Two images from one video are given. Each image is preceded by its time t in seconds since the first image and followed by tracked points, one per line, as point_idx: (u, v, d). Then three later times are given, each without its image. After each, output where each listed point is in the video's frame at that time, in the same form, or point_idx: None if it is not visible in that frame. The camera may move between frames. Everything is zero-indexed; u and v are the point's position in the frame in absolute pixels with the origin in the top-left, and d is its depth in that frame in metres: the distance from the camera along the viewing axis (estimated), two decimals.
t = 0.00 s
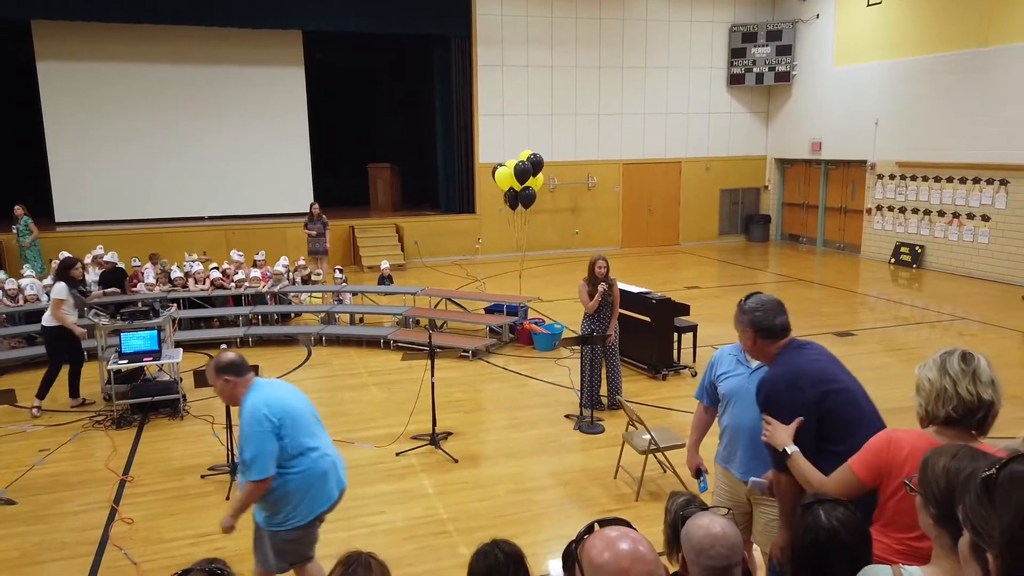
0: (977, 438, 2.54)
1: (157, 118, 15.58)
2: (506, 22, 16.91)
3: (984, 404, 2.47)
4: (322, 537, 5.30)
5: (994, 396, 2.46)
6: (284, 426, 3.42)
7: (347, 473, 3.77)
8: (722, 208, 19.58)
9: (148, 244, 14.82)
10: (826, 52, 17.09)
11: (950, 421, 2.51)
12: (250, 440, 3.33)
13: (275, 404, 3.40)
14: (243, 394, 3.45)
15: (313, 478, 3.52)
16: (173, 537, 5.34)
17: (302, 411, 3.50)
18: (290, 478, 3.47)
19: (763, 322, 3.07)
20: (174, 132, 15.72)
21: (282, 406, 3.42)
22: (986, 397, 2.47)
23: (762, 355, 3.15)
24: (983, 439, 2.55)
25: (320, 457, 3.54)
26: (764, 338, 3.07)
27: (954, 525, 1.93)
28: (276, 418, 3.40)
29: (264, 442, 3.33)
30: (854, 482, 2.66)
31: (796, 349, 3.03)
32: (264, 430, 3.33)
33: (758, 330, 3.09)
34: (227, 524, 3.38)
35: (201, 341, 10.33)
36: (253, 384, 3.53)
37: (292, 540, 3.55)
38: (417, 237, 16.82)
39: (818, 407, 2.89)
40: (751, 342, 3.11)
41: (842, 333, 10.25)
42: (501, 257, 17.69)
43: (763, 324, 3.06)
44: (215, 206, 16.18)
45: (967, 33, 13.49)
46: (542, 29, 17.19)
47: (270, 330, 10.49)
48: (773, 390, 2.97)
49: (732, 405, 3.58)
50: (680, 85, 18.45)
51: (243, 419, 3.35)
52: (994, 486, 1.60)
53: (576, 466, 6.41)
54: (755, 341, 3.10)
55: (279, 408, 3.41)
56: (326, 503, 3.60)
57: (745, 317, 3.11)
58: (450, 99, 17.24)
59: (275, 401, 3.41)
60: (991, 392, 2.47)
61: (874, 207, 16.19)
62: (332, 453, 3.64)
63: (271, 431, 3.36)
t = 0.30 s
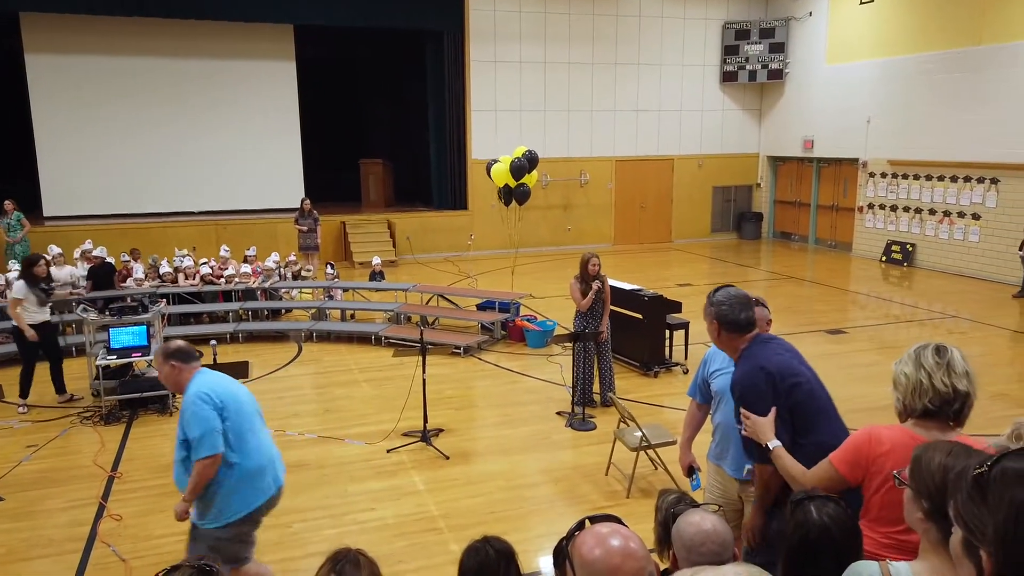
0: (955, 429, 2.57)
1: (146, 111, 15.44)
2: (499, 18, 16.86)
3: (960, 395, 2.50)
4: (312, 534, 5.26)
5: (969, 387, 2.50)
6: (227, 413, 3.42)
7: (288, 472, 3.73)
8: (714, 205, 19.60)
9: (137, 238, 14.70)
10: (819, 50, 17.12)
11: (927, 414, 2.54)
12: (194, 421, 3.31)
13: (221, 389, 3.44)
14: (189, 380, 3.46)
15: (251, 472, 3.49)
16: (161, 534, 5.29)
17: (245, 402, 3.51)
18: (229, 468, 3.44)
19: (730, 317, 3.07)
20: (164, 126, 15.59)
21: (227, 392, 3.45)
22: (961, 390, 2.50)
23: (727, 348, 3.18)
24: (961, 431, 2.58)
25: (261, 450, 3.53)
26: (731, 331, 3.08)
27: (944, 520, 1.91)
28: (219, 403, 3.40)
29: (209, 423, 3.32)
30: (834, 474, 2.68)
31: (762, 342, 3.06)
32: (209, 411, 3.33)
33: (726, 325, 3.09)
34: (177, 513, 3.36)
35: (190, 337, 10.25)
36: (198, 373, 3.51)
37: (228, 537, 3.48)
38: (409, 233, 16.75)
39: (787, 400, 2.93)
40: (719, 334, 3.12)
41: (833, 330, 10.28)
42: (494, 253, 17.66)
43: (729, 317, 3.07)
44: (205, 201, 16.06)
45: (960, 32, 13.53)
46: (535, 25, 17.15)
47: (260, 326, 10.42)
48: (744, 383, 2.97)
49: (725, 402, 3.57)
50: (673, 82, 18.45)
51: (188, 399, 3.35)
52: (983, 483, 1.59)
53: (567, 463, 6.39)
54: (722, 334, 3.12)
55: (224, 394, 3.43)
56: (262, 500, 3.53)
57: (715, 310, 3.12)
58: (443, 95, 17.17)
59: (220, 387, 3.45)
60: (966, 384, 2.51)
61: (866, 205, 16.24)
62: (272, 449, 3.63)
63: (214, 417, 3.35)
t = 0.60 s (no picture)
0: (939, 423, 2.59)
1: (136, 104, 15.32)
2: (492, 13, 16.81)
3: (944, 390, 2.53)
4: (304, 529, 5.25)
5: (953, 381, 2.53)
6: (174, 407, 3.37)
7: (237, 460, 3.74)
8: (705, 202, 19.64)
9: (128, 232, 14.61)
10: (810, 47, 17.17)
11: (912, 408, 2.57)
12: (141, 415, 3.27)
13: (166, 383, 3.40)
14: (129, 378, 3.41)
15: (200, 464, 3.47)
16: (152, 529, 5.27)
17: (189, 397, 3.47)
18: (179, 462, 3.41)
19: (709, 330, 3.01)
20: (154, 119, 15.47)
21: (172, 384, 3.41)
22: (946, 384, 2.53)
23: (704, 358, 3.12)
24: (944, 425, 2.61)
25: (209, 442, 3.53)
26: (708, 344, 3.03)
27: (939, 516, 1.91)
28: (164, 398, 3.35)
29: (158, 416, 3.28)
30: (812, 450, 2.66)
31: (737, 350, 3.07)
32: (156, 404, 3.29)
33: (703, 337, 3.03)
34: (181, 507, 3.33)
35: (181, 331, 10.20)
36: (137, 370, 3.46)
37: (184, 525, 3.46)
38: (401, 228, 16.71)
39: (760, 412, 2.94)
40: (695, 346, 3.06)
41: (823, 327, 10.33)
42: (486, 248, 17.65)
43: (706, 330, 3.02)
44: (196, 196, 15.97)
45: (950, 30, 13.60)
46: (528, 20, 17.12)
47: (251, 321, 10.38)
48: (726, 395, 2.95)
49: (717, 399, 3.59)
50: (666, 78, 18.46)
51: (132, 395, 3.29)
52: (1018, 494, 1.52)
53: (559, 459, 6.40)
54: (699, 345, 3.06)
55: (168, 387, 3.39)
56: (210, 491, 3.52)
57: (697, 321, 3.04)
58: (435, 90, 17.13)
59: (165, 380, 3.40)
60: (950, 378, 2.54)
61: (857, 202, 16.31)
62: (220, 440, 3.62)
63: (161, 409, 3.31)
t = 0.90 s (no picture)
0: (921, 418, 2.63)
1: (130, 99, 15.25)
2: (487, 9, 16.78)
3: (926, 386, 2.57)
4: (297, 526, 5.24)
5: (936, 378, 2.57)
6: (103, 426, 3.23)
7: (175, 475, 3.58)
8: (700, 200, 19.66)
9: (121, 227, 14.54)
10: (805, 46, 17.20)
11: (894, 402, 2.60)
12: (68, 437, 3.14)
13: (96, 399, 3.24)
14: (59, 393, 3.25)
15: (131, 482, 3.33)
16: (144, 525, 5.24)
17: (122, 411, 3.31)
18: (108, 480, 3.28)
19: (692, 318, 3.07)
20: (148, 114, 15.39)
21: (102, 400, 3.26)
22: (929, 380, 2.57)
23: (684, 346, 3.17)
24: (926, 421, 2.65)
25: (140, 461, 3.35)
26: (689, 333, 3.09)
27: (932, 516, 1.91)
28: (92, 417, 3.19)
29: (84, 437, 3.15)
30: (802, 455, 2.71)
31: (717, 342, 3.13)
32: (81, 425, 3.15)
33: (685, 325, 3.09)
34: (118, 527, 3.21)
35: (174, 327, 10.16)
36: (70, 381, 3.28)
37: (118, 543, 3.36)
38: (395, 225, 16.68)
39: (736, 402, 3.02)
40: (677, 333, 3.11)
41: (817, 325, 10.36)
42: (481, 245, 17.64)
43: (690, 317, 3.06)
44: (189, 191, 15.90)
45: (945, 30, 13.63)
46: (523, 18, 17.09)
47: (245, 317, 10.35)
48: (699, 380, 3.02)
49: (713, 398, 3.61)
50: (661, 75, 18.47)
51: (58, 415, 3.15)
52: None
53: (552, 456, 6.40)
54: (680, 331, 3.11)
55: (97, 404, 3.24)
56: (146, 508, 3.39)
57: (676, 308, 3.10)
58: (430, 86, 17.09)
59: (94, 397, 3.24)
60: (932, 374, 2.58)
61: (851, 201, 16.35)
62: (155, 456, 3.45)
63: (88, 430, 3.16)
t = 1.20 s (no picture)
0: (910, 415, 2.65)
1: (124, 94, 15.18)
2: (483, 7, 16.75)
3: (908, 382, 2.59)
4: (290, 523, 5.23)
5: (919, 375, 2.59)
6: (34, 430, 3.07)
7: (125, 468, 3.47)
8: (695, 198, 19.68)
9: (115, 224, 14.50)
10: (801, 44, 17.23)
11: (877, 399, 2.65)
12: None
13: (29, 404, 3.06)
14: None
15: (68, 485, 3.18)
16: (138, 522, 5.23)
17: (57, 416, 3.13)
18: (42, 485, 3.14)
19: (673, 320, 3.08)
20: (142, 110, 15.33)
21: (37, 405, 3.08)
22: (910, 377, 2.59)
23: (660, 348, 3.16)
24: (918, 417, 2.66)
25: (82, 459, 3.21)
26: (671, 334, 3.09)
27: (922, 516, 1.92)
28: (22, 422, 3.03)
29: (8, 445, 2.98)
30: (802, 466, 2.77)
31: (692, 345, 3.14)
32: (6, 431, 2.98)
33: (668, 327, 3.09)
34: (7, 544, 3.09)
35: (168, 324, 10.13)
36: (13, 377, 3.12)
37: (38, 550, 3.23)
38: (390, 222, 16.67)
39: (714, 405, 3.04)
40: (658, 334, 3.10)
41: (810, 324, 10.39)
42: (476, 243, 17.63)
43: (674, 319, 3.08)
44: (184, 188, 15.84)
45: (940, 30, 13.67)
46: (519, 15, 17.07)
47: (239, 314, 10.32)
48: (674, 387, 3.01)
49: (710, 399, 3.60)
50: (657, 74, 18.47)
51: None
52: None
53: (547, 454, 6.41)
54: (661, 332, 3.10)
55: (29, 409, 3.06)
56: (74, 517, 3.23)
57: (659, 309, 3.09)
58: (426, 83, 17.06)
59: (29, 401, 3.07)
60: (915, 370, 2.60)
61: (845, 200, 16.40)
62: (100, 452, 3.31)
63: (14, 437, 3.00)
